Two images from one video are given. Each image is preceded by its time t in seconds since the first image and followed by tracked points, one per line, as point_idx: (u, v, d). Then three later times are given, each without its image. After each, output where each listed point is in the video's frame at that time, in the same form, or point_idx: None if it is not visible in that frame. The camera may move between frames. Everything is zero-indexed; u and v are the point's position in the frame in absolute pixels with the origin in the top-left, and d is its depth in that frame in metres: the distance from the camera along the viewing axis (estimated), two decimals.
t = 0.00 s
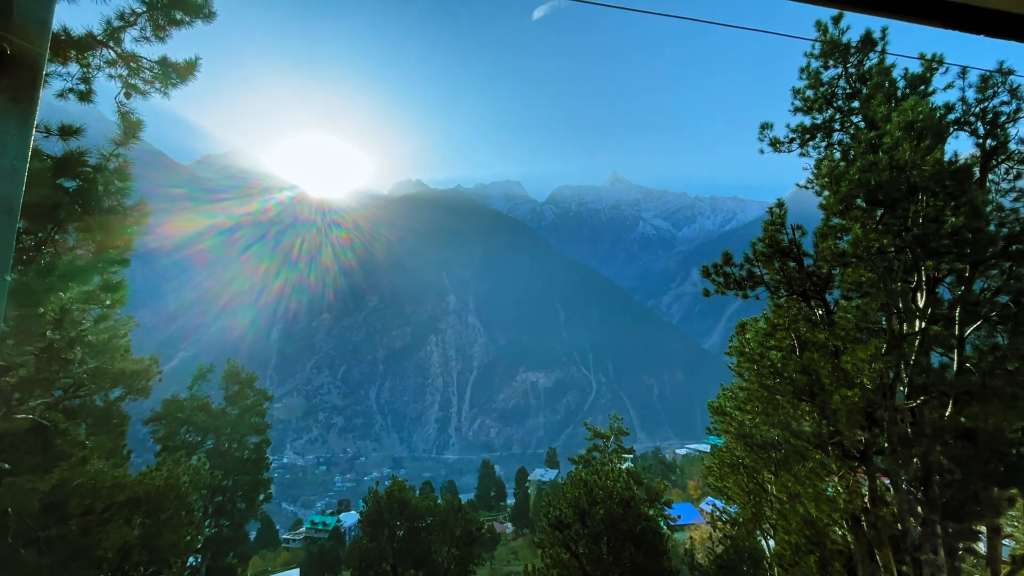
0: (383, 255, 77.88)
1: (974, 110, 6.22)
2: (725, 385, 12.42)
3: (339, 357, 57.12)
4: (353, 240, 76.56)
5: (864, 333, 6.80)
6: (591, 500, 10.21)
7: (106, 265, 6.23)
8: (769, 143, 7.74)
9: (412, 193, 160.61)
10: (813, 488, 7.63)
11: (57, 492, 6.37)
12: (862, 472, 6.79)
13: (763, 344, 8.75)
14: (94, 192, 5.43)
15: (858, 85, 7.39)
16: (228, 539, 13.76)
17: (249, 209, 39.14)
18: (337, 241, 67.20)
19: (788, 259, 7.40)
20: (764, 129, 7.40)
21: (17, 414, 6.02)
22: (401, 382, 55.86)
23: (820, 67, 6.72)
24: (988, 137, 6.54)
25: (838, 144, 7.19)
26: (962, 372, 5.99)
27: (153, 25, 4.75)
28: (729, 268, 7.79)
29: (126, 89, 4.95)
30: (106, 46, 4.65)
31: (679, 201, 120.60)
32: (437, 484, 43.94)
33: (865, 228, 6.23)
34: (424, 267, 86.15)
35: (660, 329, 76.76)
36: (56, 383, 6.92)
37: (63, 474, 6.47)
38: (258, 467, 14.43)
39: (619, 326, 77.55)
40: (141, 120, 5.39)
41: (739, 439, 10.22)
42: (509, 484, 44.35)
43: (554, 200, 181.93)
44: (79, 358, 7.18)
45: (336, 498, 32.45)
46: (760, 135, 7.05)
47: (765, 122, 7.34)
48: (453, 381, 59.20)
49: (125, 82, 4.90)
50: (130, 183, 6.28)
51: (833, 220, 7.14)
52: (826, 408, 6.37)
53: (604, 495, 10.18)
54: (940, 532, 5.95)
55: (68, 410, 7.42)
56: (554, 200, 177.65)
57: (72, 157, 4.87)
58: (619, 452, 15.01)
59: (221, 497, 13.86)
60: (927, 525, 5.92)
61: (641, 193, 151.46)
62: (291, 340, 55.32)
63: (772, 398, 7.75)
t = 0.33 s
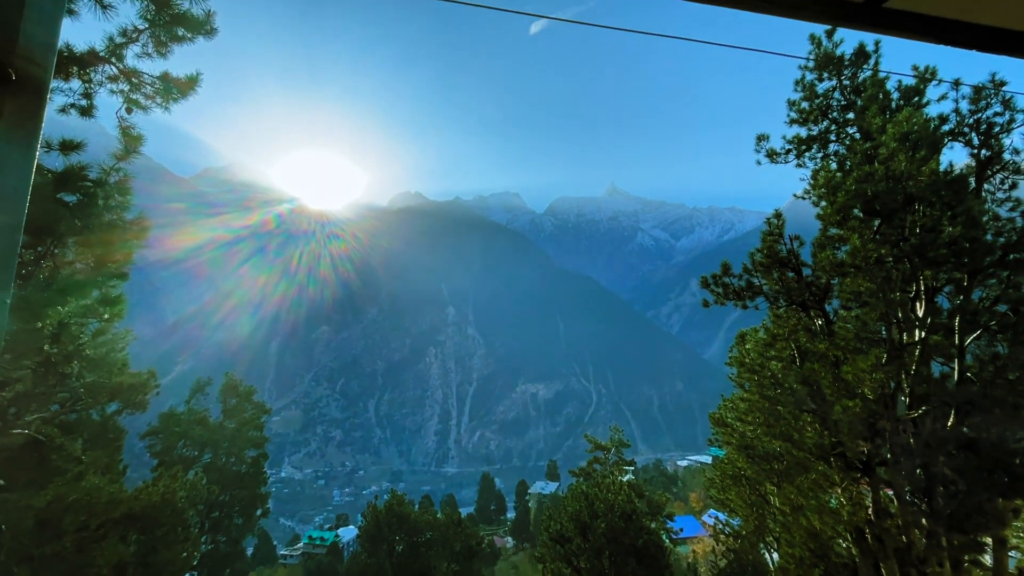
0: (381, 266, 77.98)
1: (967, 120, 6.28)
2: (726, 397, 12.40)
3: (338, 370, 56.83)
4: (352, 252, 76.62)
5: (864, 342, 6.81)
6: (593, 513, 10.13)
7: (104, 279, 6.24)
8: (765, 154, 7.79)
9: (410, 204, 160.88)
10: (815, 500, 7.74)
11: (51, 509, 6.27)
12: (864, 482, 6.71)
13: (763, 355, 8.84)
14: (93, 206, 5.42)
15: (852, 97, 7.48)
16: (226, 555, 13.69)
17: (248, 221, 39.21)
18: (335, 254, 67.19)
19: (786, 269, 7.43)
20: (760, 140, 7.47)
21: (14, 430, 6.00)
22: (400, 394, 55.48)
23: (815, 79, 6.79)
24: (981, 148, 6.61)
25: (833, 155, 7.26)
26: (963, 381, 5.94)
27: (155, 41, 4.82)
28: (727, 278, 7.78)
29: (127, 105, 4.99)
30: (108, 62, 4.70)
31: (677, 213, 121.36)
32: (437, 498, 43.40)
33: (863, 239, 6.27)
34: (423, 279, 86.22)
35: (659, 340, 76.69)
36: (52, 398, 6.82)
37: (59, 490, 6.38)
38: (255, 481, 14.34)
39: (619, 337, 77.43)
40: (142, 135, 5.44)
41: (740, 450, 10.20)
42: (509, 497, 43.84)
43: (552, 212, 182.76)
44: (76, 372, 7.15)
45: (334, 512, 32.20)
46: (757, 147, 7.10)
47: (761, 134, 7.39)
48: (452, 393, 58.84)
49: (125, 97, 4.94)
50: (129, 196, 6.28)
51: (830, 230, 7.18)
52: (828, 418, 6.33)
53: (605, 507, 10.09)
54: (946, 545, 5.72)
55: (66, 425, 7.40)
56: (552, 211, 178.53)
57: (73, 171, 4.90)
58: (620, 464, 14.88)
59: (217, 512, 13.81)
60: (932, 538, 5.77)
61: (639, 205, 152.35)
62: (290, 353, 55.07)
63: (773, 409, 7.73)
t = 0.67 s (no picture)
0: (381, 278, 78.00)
1: (963, 129, 6.33)
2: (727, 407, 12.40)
3: (339, 382, 56.61)
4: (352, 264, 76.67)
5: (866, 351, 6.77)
6: (596, 526, 10.15)
7: (105, 293, 6.26)
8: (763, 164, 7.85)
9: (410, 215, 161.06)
10: (821, 510, 7.32)
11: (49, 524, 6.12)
12: (868, 491, 6.65)
13: (764, 363, 8.79)
14: (94, 220, 5.43)
15: (849, 107, 7.54)
16: (225, 570, 13.50)
17: (249, 234, 39.24)
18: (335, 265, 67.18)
19: (787, 277, 7.42)
20: (758, 150, 7.52)
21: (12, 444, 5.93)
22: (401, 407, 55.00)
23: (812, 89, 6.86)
24: (979, 156, 6.66)
25: (831, 164, 7.30)
26: (965, 389, 5.94)
27: (158, 57, 4.90)
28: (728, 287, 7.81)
29: (130, 120, 5.04)
30: (112, 78, 4.76)
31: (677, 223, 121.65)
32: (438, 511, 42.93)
33: (862, 247, 6.25)
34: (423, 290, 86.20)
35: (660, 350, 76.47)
36: (53, 414, 6.86)
37: (57, 505, 6.33)
38: (256, 495, 14.26)
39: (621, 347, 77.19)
40: (144, 150, 5.50)
41: (742, 459, 10.14)
42: (511, 510, 43.40)
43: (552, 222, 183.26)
44: (78, 387, 7.19)
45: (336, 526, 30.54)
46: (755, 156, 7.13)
47: (759, 144, 7.45)
48: (453, 404, 58.53)
49: (128, 112, 5.00)
50: (131, 210, 6.29)
51: (829, 239, 7.19)
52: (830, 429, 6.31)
53: (608, 520, 10.08)
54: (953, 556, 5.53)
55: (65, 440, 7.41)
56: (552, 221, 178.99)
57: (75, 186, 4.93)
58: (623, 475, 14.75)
59: (216, 527, 13.70)
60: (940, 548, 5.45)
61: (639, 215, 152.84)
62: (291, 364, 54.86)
63: (777, 420, 7.71)
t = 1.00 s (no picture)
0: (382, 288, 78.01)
1: (962, 135, 6.35)
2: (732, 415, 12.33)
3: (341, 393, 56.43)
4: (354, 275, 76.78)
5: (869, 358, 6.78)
6: (601, 537, 10.08)
7: (107, 306, 6.26)
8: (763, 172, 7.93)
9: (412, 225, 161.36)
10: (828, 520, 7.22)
11: (52, 539, 6.04)
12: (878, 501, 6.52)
13: (768, 371, 8.77)
14: (98, 233, 5.45)
15: (848, 114, 7.59)
16: None
17: (250, 247, 39.31)
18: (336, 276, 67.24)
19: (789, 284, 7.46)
20: (758, 158, 7.58)
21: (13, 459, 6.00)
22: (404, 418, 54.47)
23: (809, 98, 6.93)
24: (978, 162, 6.68)
25: (831, 171, 7.33)
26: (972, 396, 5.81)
27: (162, 73, 4.96)
28: (730, 294, 7.89)
29: (134, 135, 5.09)
30: (116, 94, 4.81)
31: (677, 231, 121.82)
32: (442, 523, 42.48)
33: (864, 254, 6.26)
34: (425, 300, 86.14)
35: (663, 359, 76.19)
36: (54, 428, 6.87)
37: (58, 520, 6.22)
38: (257, 509, 14.12)
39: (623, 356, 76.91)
40: (148, 164, 5.56)
41: (747, 468, 10.04)
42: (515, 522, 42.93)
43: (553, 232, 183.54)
44: (79, 401, 7.20)
45: (339, 539, 29.65)
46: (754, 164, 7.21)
47: (758, 151, 7.53)
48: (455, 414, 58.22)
49: (132, 127, 5.04)
50: (135, 223, 6.32)
51: (831, 245, 7.21)
52: (836, 437, 6.33)
53: (613, 531, 9.98)
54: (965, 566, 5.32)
55: (65, 455, 7.38)
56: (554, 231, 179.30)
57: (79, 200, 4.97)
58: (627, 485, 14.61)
59: (217, 542, 13.48)
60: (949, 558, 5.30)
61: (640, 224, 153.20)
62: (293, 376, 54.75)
63: (782, 428, 7.69)
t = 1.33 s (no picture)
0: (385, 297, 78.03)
1: (962, 140, 6.38)
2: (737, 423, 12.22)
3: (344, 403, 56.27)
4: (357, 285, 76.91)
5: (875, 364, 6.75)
6: (607, 547, 9.99)
7: (112, 318, 6.26)
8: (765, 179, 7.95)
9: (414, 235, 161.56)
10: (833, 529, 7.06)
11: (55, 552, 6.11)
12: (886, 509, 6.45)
13: (774, 379, 8.71)
14: (104, 247, 5.51)
15: (847, 120, 7.62)
16: None
17: (253, 259, 39.46)
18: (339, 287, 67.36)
19: (792, 290, 7.46)
20: (759, 165, 7.62)
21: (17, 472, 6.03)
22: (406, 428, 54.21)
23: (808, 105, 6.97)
24: (979, 166, 6.69)
25: (831, 177, 7.35)
26: (979, 401, 5.76)
27: (166, 88, 5.02)
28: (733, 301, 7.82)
29: (139, 149, 5.14)
30: (121, 109, 4.87)
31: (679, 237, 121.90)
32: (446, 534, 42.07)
33: (867, 259, 6.25)
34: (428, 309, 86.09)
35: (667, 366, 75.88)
36: (57, 441, 6.87)
37: (62, 534, 6.24)
38: (259, 521, 14.08)
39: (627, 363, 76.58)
40: (152, 177, 5.62)
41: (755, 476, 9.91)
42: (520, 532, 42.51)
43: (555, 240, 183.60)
44: (83, 414, 7.20)
45: (342, 550, 29.14)
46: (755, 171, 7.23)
47: (758, 158, 7.57)
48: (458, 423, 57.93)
49: (137, 141, 5.10)
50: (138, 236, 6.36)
51: (834, 251, 7.23)
52: (843, 443, 6.30)
53: (619, 541, 9.93)
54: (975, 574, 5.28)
55: (69, 467, 7.37)
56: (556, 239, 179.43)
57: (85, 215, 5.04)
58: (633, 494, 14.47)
59: (220, 555, 13.36)
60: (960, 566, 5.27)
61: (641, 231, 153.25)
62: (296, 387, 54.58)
63: (787, 435, 7.65)
